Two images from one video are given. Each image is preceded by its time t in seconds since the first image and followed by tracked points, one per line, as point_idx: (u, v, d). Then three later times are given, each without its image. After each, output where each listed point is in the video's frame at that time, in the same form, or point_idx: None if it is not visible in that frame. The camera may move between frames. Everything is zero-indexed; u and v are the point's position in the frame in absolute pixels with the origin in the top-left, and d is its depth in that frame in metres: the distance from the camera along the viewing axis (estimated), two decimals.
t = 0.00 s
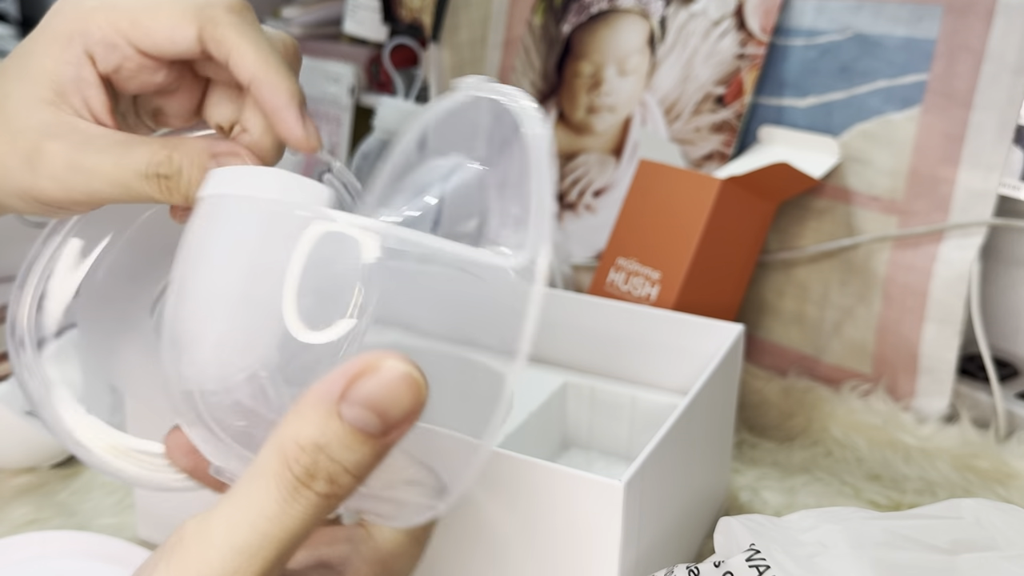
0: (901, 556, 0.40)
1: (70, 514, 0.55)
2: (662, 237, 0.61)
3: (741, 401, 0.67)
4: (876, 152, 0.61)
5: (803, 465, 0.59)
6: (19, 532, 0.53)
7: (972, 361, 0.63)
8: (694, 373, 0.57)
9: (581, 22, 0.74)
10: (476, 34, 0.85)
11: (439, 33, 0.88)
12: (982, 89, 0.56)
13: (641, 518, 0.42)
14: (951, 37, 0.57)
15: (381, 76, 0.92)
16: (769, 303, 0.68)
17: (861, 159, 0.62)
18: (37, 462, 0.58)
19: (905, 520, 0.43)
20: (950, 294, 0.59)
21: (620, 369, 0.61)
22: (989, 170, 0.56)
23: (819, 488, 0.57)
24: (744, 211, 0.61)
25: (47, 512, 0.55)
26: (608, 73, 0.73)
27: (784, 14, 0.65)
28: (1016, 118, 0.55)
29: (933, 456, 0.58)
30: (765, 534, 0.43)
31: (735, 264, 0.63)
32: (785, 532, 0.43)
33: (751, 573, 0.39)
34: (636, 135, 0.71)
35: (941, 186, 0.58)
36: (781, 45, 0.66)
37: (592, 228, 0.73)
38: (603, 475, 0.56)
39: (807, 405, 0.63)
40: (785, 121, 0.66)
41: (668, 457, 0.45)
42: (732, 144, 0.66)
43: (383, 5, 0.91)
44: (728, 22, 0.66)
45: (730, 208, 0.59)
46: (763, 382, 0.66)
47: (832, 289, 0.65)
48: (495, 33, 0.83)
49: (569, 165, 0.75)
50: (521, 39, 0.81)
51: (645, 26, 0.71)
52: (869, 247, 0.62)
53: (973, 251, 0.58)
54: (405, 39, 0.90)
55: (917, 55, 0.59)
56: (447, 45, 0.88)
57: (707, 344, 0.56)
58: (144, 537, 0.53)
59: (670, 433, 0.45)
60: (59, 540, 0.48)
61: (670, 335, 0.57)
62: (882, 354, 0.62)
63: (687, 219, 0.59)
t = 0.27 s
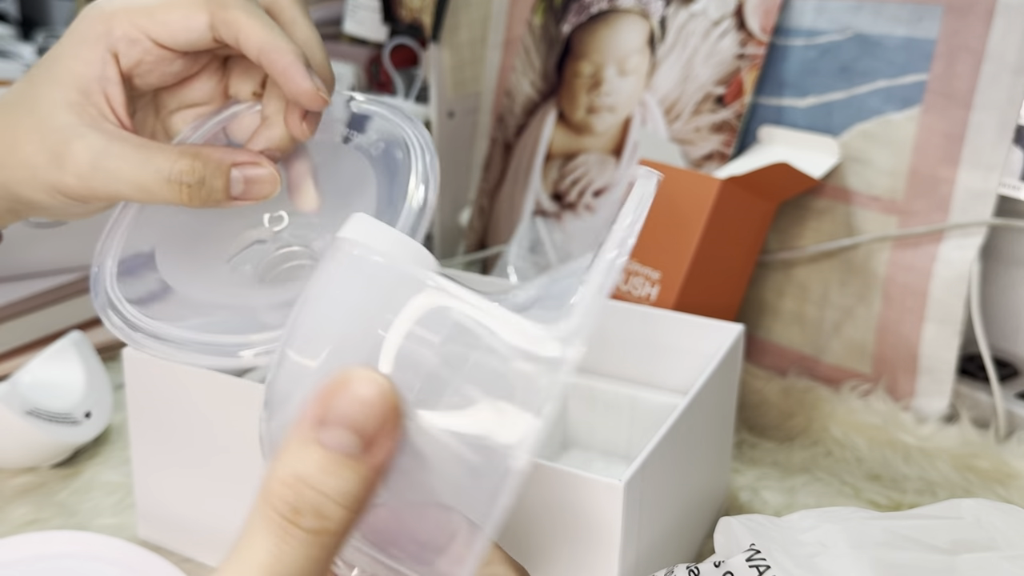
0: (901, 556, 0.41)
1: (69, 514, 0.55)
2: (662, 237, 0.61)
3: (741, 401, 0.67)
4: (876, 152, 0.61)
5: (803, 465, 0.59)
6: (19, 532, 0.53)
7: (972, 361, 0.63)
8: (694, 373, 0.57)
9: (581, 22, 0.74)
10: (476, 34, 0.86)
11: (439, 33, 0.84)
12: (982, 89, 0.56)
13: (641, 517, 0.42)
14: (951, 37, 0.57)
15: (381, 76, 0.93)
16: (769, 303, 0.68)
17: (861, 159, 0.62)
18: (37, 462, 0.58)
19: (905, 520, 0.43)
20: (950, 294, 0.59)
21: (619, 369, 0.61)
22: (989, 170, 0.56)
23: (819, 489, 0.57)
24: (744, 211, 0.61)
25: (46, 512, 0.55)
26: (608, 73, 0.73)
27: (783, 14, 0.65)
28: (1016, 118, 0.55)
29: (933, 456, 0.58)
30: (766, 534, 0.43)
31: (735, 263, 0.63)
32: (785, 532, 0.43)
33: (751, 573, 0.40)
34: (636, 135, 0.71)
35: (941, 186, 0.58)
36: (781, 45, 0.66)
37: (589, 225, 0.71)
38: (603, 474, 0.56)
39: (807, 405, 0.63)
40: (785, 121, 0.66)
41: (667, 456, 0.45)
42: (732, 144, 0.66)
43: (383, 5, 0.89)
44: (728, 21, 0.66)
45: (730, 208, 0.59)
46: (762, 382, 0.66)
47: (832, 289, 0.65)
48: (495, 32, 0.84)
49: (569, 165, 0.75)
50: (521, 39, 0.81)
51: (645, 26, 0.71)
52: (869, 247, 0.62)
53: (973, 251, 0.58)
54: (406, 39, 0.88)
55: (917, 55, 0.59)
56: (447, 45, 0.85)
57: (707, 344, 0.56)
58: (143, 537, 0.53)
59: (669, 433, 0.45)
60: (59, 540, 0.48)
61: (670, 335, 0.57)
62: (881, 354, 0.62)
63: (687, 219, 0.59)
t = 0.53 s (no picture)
0: (900, 555, 0.41)
1: (70, 514, 0.55)
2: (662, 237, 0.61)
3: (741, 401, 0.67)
4: (875, 152, 0.61)
5: (802, 465, 0.59)
6: (20, 532, 0.53)
7: (971, 361, 0.63)
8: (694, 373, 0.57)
9: (581, 22, 0.74)
10: (476, 34, 0.85)
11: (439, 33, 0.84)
12: (982, 89, 0.56)
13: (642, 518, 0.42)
14: (950, 37, 0.57)
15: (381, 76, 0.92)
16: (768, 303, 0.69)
17: (860, 159, 0.62)
18: (37, 462, 0.58)
19: (904, 520, 0.44)
20: (949, 294, 0.59)
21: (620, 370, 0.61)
22: (989, 170, 0.56)
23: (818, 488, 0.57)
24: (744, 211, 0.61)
25: (47, 512, 0.55)
26: (608, 73, 0.73)
27: (783, 14, 0.66)
28: (1015, 118, 0.55)
29: (932, 455, 0.58)
30: (766, 534, 0.43)
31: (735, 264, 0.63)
32: (785, 532, 0.43)
33: (751, 572, 0.40)
34: (636, 135, 0.72)
35: (941, 185, 0.59)
36: (781, 45, 0.66)
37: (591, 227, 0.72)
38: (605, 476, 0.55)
39: (807, 405, 0.63)
40: (784, 121, 0.66)
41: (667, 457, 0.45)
42: (732, 144, 0.66)
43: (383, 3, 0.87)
44: (728, 21, 0.66)
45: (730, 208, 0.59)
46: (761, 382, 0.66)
47: (831, 289, 0.65)
48: (495, 33, 0.84)
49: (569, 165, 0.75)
50: (522, 39, 0.81)
51: (645, 26, 0.71)
52: (868, 247, 0.62)
53: (972, 251, 0.58)
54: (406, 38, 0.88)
55: (916, 55, 0.59)
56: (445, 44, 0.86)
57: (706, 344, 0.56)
58: (144, 537, 0.53)
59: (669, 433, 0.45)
60: (61, 540, 0.48)
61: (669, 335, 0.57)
62: (881, 354, 0.63)
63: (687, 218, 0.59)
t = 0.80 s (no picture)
0: (895, 552, 0.41)
1: (73, 512, 0.55)
2: (660, 237, 0.61)
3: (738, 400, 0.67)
4: (872, 153, 0.62)
5: (799, 463, 0.59)
6: (23, 529, 0.53)
7: (967, 360, 0.63)
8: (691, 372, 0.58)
9: (580, 24, 0.74)
10: (476, 37, 0.86)
11: (438, 36, 0.84)
12: (978, 90, 0.56)
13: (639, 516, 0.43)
14: (946, 39, 0.58)
15: (381, 78, 0.93)
16: (765, 303, 0.69)
17: (857, 160, 0.62)
18: (40, 461, 0.58)
19: (901, 518, 0.44)
20: (946, 294, 0.59)
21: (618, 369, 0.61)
22: (985, 171, 0.57)
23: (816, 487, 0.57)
24: (742, 211, 0.62)
25: (50, 509, 0.55)
26: (607, 75, 0.73)
27: (780, 16, 0.66)
28: (1011, 119, 0.55)
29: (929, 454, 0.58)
30: (763, 532, 0.43)
31: (732, 265, 0.64)
32: (782, 530, 0.44)
33: (749, 570, 0.40)
34: (635, 135, 0.72)
35: (937, 186, 0.59)
36: (778, 46, 0.66)
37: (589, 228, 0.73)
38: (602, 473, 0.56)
39: (804, 404, 0.64)
40: (781, 122, 0.67)
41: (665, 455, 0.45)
42: (729, 144, 0.67)
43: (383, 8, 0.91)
44: (725, 23, 0.67)
45: (727, 208, 0.60)
46: (759, 382, 0.67)
47: (828, 288, 0.65)
48: (495, 34, 0.85)
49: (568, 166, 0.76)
50: (521, 41, 0.81)
51: (644, 28, 0.71)
52: (865, 247, 0.63)
53: (968, 251, 0.58)
54: (406, 41, 0.89)
55: (913, 56, 0.59)
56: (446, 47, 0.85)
57: (705, 343, 0.57)
58: (145, 534, 0.53)
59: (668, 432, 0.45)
60: (62, 537, 0.48)
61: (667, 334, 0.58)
62: (877, 353, 0.63)
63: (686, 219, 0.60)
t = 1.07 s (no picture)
0: (897, 553, 0.41)
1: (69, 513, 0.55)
2: (661, 236, 0.61)
3: (739, 400, 0.67)
4: (873, 153, 0.62)
5: (800, 464, 0.59)
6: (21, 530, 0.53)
7: (969, 361, 0.63)
8: (693, 371, 0.58)
9: (581, 23, 0.74)
10: (476, 36, 0.85)
11: (439, 36, 0.86)
12: (979, 90, 0.56)
13: (641, 517, 0.42)
14: (948, 38, 0.57)
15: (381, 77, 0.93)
16: (766, 303, 0.69)
17: (859, 160, 0.62)
18: (37, 461, 0.59)
19: (902, 519, 0.44)
20: (947, 294, 0.59)
21: (620, 368, 0.61)
22: (986, 171, 0.57)
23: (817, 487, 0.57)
24: (743, 211, 0.62)
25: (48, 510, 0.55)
26: (608, 74, 0.73)
27: (781, 15, 0.66)
28: (1013, 118, 0.55)
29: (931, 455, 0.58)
30: (764, 533, 0.43)
31: (734, 265, 0.63)
32: (784, 531, 0.44)
33: (750, 571, 0.40)
34: (636, 135, 0.71)
35: (939, 186, 0.59)
36: (779, 46, 0.66)
37: (590, 228, 0.73)
38: (602, 473, 0.56)
39: (804, 405, 0.63)
40: (783, 122, 0.67)
41: (667, 455, 0.45)
42: (731, 144, 0.67)
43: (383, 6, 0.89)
44: (726, 23, 0.67)
45: (728, 208, 0.60)
46: (760, 382, 0.66)
47: (830, 288, 0.65)
48: (495, 33, 0.84)
49: (568, 165, 0.76)
50: (521, 40, 0.81)
51: (644, 27, 0.71)
52: (867, 247, 0.63)
53: (970, 251, 0.58)
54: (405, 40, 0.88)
55: (914, 56, 0.59)
56: (446, 46, 0.87)
57: (706, 343, 0.56)
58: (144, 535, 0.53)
59: (670, 432, 0.45)
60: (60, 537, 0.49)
61: (669, 334, 0.58)
62: (879, 354, 0.63)
63: (687, 218, 0.60)
